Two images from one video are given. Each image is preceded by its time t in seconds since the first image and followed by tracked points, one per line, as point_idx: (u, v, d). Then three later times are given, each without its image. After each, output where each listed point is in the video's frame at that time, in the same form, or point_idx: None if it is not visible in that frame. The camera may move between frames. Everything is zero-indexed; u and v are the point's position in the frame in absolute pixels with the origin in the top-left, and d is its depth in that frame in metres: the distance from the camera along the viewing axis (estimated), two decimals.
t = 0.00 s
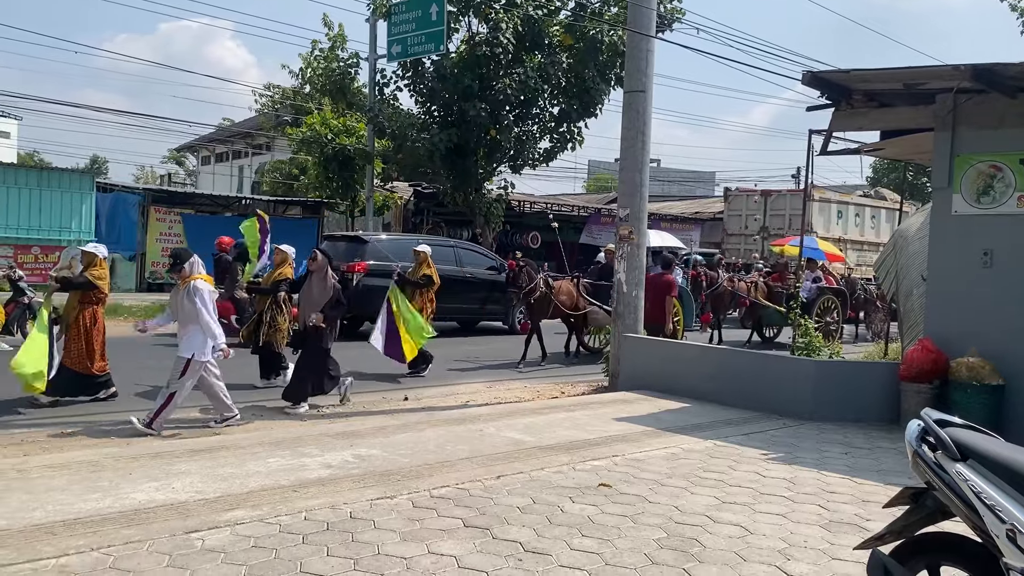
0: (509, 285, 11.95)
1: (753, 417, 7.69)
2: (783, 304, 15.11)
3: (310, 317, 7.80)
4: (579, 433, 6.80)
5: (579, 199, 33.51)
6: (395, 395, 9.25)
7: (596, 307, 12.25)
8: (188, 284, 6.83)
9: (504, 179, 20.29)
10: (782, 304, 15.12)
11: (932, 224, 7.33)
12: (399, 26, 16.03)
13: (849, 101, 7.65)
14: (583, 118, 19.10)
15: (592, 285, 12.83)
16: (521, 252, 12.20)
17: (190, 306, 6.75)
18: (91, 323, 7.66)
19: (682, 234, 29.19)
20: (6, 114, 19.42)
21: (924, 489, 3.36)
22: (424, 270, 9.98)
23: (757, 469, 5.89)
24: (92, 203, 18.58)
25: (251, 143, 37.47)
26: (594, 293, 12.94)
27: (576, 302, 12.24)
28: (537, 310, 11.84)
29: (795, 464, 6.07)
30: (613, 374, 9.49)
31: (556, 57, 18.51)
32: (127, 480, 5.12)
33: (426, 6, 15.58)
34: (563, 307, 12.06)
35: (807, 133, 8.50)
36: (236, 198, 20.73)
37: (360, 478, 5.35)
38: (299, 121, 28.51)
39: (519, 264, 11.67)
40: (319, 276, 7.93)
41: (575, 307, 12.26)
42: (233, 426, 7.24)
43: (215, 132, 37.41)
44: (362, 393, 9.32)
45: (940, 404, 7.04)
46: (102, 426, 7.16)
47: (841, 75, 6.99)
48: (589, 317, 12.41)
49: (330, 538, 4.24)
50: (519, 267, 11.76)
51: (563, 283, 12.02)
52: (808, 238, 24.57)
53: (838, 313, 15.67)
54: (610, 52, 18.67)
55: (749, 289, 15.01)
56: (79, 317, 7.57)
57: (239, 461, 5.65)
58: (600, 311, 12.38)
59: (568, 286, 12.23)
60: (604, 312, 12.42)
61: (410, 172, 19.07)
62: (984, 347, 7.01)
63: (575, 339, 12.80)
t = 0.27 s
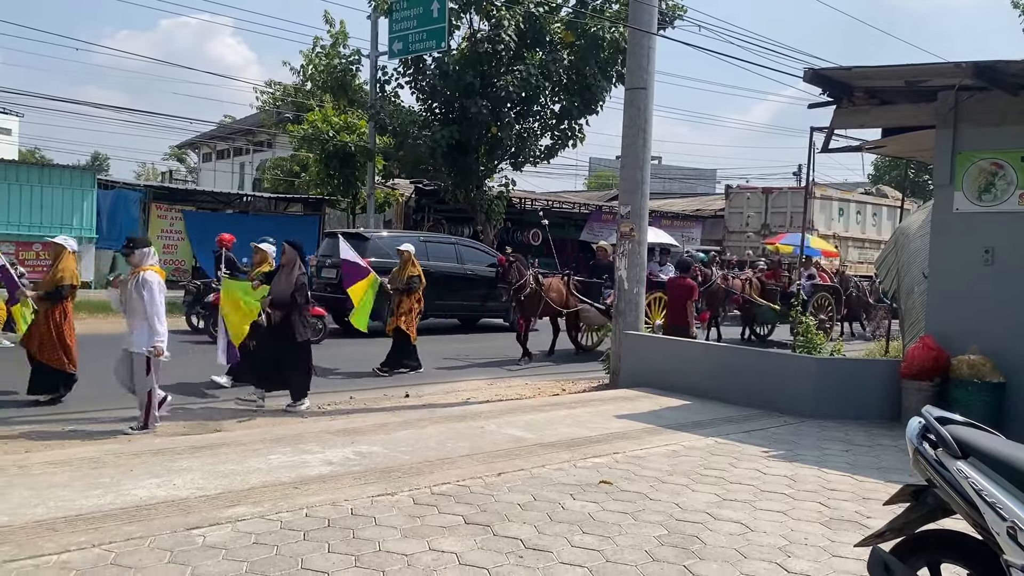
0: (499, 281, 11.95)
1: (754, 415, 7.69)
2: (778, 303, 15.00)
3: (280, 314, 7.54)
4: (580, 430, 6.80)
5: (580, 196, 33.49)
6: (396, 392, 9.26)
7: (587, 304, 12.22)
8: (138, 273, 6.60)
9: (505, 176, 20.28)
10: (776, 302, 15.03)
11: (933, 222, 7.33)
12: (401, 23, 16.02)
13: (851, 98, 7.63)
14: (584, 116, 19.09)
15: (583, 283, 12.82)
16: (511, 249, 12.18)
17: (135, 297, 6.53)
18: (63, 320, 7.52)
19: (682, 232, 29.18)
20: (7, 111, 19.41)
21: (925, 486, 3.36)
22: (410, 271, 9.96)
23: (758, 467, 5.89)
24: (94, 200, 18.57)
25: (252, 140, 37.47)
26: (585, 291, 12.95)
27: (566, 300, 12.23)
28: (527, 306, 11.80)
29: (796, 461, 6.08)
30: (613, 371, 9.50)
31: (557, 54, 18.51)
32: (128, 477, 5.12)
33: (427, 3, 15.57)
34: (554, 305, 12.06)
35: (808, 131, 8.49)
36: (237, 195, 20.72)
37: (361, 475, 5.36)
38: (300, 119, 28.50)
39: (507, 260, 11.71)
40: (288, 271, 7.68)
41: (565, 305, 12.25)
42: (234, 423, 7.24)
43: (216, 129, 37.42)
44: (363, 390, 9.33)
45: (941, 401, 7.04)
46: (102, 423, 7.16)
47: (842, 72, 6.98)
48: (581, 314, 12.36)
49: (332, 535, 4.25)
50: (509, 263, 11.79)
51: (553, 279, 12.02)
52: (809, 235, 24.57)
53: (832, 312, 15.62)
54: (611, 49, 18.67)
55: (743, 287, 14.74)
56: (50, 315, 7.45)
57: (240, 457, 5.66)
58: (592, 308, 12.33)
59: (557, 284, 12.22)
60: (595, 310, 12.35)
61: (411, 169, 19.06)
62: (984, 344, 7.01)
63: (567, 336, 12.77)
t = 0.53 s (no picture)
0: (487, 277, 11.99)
1: (754, 412, 7.70)
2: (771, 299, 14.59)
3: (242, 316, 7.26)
4: (580, 427, 6.80)
5: (580, 193, 33.48)
6: (396, 389, 9.26)
7: (576, 299, 12.25)
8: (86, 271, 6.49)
9: (505, 173, 20.26)
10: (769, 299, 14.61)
11: (934, 219, 7.32)
12: (401, 19, 15.99)
13: (852, 95, 7.62)
14: (585, 112, 19.08)
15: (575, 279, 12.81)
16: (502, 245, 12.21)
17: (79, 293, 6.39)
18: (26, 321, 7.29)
19: (682, 229, 29.18)
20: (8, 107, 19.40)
21: (926, 483, 3.37)
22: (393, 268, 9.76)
23: (758, 464, 5.89)
24: (94, 197, 18.56)
25: (252, 136, 37.45)
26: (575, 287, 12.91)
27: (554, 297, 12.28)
28: (515, 303, 11.84)
29: (796, 458, 6.08)
30: (613, 368, 9.50)
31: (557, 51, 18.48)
32: (128, 473, 5.13)
33: None
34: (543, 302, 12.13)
35: (809, 128, 8.48)
36: (237, 192, 20.72)
37: (362, 471, 5.36)
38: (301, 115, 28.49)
39: (497, 257, 11.78)
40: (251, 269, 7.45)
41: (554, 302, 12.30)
42: (235, 419, 7.25)
43: (217, 125, 37.39)
44: (364, 387, 9.34)
45: (942, 398, 7.04)
46: (102, 419, 7.17)
47: (843, 69, 6.97)
48: (570, 311, 12.38)
49: (332, 531, 4.25)
50: (498, 259, 11.85)
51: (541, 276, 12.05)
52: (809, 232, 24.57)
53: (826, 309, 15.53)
54: (612, 46, 18.64)
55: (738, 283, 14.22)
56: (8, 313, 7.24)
57: (240, 454, 5.66)
58: (581, 304, 12.31)
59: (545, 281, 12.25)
60: (585, 306, 12.38)
61: (412, 166, 19.05)
62: (986, 342, 7.00)
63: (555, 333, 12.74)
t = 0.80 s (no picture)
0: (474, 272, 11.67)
1: (753, 408, 7.70)
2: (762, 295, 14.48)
3: (209, 311, 6.95)
4: (579, 423, 6.81)
5: (580, 190, 33.47)
6: (396, 385, 9.26)
7: (563, 295, 12.12)
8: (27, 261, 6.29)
9: (505, 169, 20.24)
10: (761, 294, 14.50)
11: (934, 216, 7.32)
12: (401, 15, 15.96)
13: (851, 91, 7.61)
14: (585, 109, 19.06)
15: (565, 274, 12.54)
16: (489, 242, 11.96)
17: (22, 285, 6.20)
18: None
19: (682, 226, 29.16)
20: (7, 103, 19.37)
21: (924, 479, 3.37)
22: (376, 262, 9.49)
23: (757, 460, 5.90)
24: (93, 193, 18.55)
25: (252, 132, 37.42)
26: (565, 283, 12.98)
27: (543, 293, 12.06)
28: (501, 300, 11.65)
29: (795, 455, 6.08)
30: (613, 364, 9.50)
31: (557, 47, 18.45)
32: (127, 468, 5.13)
33: None
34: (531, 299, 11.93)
35: (809, 124, 8.47)
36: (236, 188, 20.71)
37: (361, 467, 5.36)
38: (300, 111, 28.47)
39: (484, 253, 11.44)
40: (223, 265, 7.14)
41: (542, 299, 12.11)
42: (234, 415, 7.25)
43: (216, 122, 37.34)
44: (363, 383, 9.34)
45: (941, 395, 7.04)
46: (102, 415, 7.17)
47: (843, 65, 6.96)
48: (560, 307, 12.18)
49: (331, 527, 4.25)
50: (485, 255, 11.54)
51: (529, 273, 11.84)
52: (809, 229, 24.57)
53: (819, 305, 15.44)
54: (612, 42, 18.62)
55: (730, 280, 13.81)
56: None
57: (240, 450, 5.67)
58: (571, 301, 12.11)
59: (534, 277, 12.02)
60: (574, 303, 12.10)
61: (411, 162, 19.04)
62: (985, 339, 7.00)
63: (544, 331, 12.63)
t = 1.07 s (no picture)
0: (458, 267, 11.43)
1: (752, 404, 7.71)
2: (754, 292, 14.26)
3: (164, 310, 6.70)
4: (578, 419, 6.81)
5: (579, 186, 33.46)
6: (395, 381, 9.27)
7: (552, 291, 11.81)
8: None
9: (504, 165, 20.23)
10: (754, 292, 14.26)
11: (933, 212, 7.32)
12: (400, 11, 15.94)
13: (851, 88, 7.60)
14: (584, 105, 19.04)
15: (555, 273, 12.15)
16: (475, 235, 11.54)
17: None
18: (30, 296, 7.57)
19: (681, 222, 29.16)
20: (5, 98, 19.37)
21: (923, 475, 3.38)
22: (355, 258, 9.17)
23: (756, 456, 5.90)
24: (92, 188, 18.54)
25: (251, 128, 37.40)
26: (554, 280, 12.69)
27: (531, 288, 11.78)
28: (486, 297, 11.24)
29: (794, 450, 6.09)
30: (612, 361, 9.50)
31: (556, 43, 18.43)
32: (127, 464, 5.13)
33: None
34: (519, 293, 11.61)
35: (808, 120, 8.47)
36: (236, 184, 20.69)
37: (360, 463, 5.37)
38: (299, 107, 28.45)
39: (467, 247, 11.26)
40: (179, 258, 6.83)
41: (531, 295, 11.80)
42: (233, 411, 7.25)
43: (215, 117, 37.30)
44: (363, 378, 9.34)
45: (939, 391, 7.05)
46: (100, 410, 7.17)
47: (842, 61, 6.96)
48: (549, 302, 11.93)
49: (330, 522, 4.25)
50: (470, 250, 11.24)
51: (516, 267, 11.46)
52: (808, 225, 24.58)
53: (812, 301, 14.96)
54: (611, 38, 18.61)
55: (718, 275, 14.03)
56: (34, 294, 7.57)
57: (239, 445, 5.67)
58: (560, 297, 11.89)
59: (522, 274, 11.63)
60: (564, 299, 11.92)
61: (410, 158, 19.02)
62: (984, 335, 7.01)
63: (534, 328, 12.29)
